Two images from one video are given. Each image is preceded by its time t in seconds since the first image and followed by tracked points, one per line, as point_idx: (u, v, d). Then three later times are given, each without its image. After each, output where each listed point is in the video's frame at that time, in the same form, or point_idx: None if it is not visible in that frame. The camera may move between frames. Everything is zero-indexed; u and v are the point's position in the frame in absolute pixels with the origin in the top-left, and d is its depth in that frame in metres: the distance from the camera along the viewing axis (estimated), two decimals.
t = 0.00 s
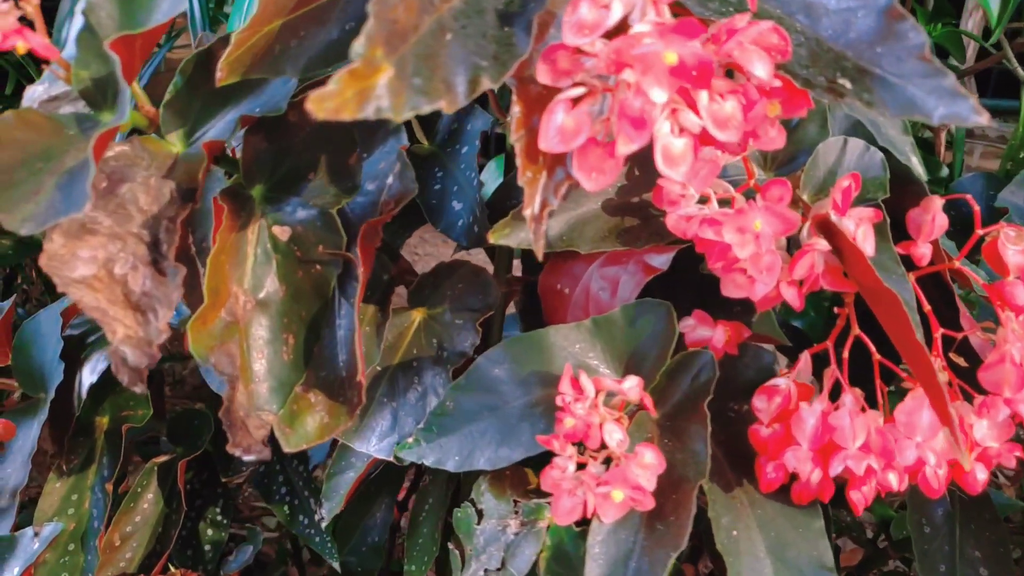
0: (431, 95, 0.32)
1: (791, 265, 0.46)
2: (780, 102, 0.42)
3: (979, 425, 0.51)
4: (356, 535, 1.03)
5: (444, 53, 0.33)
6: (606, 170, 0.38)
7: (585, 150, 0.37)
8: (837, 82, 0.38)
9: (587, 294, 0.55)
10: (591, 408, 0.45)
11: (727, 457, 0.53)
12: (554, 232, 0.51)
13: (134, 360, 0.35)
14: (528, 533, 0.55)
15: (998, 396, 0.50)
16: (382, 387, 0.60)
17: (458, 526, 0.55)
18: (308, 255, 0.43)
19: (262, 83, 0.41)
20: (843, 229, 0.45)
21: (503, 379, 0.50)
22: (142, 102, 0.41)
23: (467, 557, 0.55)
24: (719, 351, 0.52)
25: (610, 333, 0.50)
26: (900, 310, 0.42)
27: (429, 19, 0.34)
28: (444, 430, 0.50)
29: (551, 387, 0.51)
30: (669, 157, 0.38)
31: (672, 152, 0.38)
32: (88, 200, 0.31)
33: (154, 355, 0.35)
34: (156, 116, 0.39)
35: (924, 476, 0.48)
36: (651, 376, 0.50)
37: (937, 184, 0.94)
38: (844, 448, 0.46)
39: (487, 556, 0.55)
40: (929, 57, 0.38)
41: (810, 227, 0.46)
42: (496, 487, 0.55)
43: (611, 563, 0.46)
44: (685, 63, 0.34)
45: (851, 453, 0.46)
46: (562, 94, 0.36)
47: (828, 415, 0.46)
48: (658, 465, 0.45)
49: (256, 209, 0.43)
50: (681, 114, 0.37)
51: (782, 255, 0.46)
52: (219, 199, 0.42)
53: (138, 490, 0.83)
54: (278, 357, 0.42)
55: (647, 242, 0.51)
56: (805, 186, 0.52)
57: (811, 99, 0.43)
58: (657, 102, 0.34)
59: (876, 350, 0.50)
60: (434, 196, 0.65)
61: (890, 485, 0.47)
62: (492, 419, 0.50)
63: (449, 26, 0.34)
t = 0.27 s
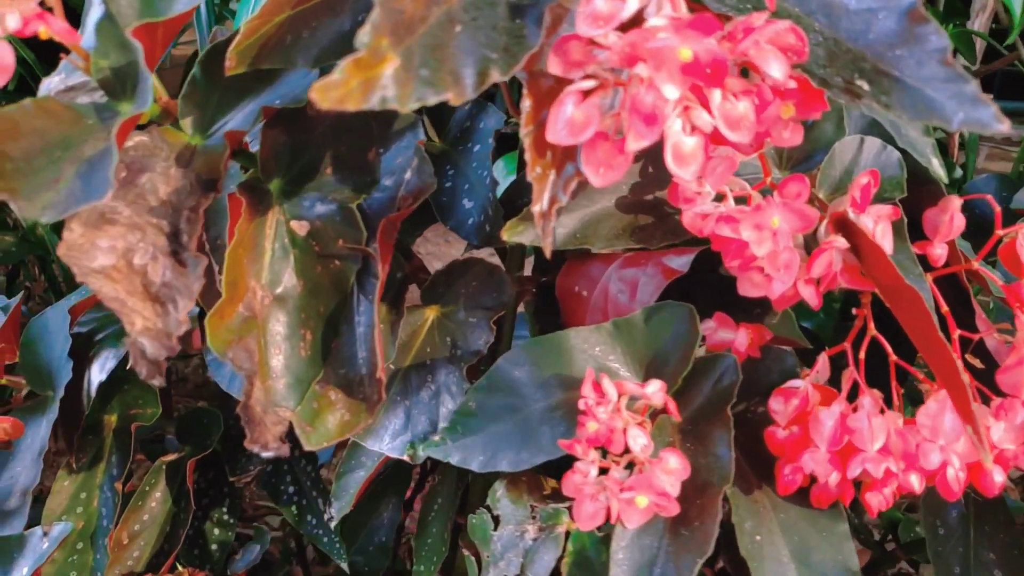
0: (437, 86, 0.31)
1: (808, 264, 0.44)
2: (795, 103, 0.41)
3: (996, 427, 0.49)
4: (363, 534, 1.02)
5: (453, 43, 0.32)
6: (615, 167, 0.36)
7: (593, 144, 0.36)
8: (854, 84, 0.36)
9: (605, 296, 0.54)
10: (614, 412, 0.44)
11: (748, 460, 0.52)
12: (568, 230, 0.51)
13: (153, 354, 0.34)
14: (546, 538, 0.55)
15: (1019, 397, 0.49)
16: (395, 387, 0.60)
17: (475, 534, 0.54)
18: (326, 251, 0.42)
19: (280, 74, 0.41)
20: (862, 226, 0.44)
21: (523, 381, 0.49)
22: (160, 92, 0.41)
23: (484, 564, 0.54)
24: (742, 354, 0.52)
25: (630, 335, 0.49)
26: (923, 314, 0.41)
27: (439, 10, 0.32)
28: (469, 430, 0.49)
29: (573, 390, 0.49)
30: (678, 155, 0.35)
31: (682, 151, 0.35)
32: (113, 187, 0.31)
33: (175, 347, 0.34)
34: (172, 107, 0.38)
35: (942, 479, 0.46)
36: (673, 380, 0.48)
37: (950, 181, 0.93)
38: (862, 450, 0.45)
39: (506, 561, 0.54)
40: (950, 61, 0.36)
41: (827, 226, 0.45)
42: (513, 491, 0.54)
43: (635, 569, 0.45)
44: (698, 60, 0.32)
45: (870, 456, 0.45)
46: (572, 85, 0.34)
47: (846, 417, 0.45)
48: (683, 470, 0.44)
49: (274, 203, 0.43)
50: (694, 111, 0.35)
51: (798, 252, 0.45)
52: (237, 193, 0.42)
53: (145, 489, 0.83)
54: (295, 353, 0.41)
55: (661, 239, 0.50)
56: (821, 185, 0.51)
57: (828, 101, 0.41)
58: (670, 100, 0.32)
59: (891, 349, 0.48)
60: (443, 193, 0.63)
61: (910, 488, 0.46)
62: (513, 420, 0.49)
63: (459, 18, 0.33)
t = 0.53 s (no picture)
0: (452, 80, 0.30)
1: (827, 262, 0.43)
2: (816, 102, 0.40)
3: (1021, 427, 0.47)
4: (370, 532, 1.02)
5: (470, 36, 0.31)
6: (632, 163, 0.34)
7: (610, 138, 0.34)
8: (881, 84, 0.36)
9: (622, 296, 0.54)
10: (637, 416, 0.44)
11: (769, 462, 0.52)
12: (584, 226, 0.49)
13: (178, 353, 0.34)
14: (565, 542, 0.54)
15: None
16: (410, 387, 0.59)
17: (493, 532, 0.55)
18: (348, 247, 0.42)
19: (299, 69, 0.41)
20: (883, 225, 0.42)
21: (543, 382, 0.49)
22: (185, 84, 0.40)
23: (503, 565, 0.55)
24: (765, 357, 0.51)
25: (652, 336, 0.48)
26: (950, 314, 0.40)
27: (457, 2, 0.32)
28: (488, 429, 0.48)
29: (593, 391, 0.49)
30: (696, 152, 0.34)
31: (700, 148, 0.34)
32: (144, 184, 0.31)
33: (200, 344, 0.34)
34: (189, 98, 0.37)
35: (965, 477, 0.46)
36: (695, 383, 0.48)
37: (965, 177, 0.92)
38: (886, 449, 0.44)
39: (524, 564, 0.55)
40: (975, 58, 0.34)
41: (847, 223, 0.43)
42: (531, 493, 0.54)
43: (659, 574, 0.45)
44: (721, 56, 0.31)
45: (894, 455, 0.44)
46: (590, 77, 0.32)
47: (869, 417, 0.45)
48: (707, 475, 0.43)
49: (292, 197, 0.42)
50: (713, 108, 0.34)
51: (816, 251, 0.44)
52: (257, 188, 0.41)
53: (154, 486, 0.82)
54: (315, 350, 0.41)
55: (679, 237, 0.49)
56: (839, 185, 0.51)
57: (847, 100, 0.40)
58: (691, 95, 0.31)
59: (910, 346, 0.47)
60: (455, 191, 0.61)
61: (935, 488, 0.45)
62: (533, 419, 0.49)
63: (476, 10, 0.32)
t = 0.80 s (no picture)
0: (480, 72, 0.30)
1: (853, 260, 0.42)
2: (846, 97, 0.39)
3: None
4: (377, 531, 1.01)
5: (498, 27, 0.31)
6: (658, 158, 0.34)
7: (637, 133, 0.33)
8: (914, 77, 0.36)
9: (639, 295, 0.54)
10: (659, 418, 0.44)
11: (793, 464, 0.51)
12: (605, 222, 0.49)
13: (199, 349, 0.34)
14: (586, 543, 0.54)
15: None
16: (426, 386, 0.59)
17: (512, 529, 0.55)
18: (370, 246, 0.42)
19: (321, 62, 0.40)
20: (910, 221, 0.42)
21: (560, 383, 0.49)
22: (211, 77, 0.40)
23: (523, 563, 0.55)
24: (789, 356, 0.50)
25: (671, 337, 0.49)
26: (982, 309, 0.40)
27: None
28: (503, 431, 0.49)
29: (611, 392, 0.49)
30: (724, 148, 0.33)
31: (727, 144, 0.33)
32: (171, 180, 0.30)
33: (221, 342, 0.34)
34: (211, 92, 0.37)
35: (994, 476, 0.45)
36: (718, 384, 0.48)
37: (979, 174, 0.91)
38: (915, 448, 0.43)
39: (545, 564, 0.55)
40: (1015, 55, 0.35)
41: (872, 220, 0.43)
42: (551, 492, 0.54)
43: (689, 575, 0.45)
44: (748, 51, 0.30)
45: (924, 454, 0.43)
46: (617, 72, 0.32)
47: (897, 414, 0.44)
48: (732, 474, 0.44)
49: (312, 193, 0.42)
50: (741, 103, 0.33)
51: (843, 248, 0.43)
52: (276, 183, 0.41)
53: (163, 483, 0.83)
54: (337, 347, 0.41)
55: (702, 233, 0.48)
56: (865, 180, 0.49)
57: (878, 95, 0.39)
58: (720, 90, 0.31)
59: (936, 343, 0.47)
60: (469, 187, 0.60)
61: (964, 487, 0.44)
62: (548, 422, 0.49)
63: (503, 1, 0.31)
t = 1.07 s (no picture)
0: (525, 60, 0.29)
1: (892, 253, 0.41)
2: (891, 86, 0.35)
3: None
4: (388, 526, 1.01)
5: (539, 14, 0.30)
6: (703, 148, 0.33)
7: (681, 124, 0.32)
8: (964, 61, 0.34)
9: (661, 290, 0.54)
10: (692, 412, 0.44)
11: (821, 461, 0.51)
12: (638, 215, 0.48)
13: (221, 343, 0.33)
14: (612, 540, 0.54)
15: None
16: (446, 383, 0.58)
17: (533, 525, 0.56)
18: (387, 241, 0.42)
19: (345, 52, 0.39)
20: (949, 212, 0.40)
21: (587, 381, 0.49)
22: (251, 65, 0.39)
23: (545, 559, 0.55)
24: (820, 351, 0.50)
25: (701, 335, 0.49)
26: None
27: None
28: (531, 433, 0.50)
29: (639, 389, 0.50)
30: (771, 137, 0.32)
31: (774, 133, 0.32)
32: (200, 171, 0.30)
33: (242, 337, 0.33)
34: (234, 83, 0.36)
35: None
36: (748, 376, 0.47)
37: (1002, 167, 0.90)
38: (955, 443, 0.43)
39: (569, 560, 0.55)
40: None
41: (910, 213, 0.41)
42: (574, 489, 0.55)
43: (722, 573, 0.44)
44: (800, 36, 0.30)
45: (964, 449, 0.43)
46: (661, 62, 0.30)
47: (936, 409, 0.43)
48: (767, 470, 0.43)
49: (333, 188, 0.42)
50: (788, 90, 0.31)
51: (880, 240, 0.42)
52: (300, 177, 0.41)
53: (176, 476, 0.83)
54: (357, 344, 0.41)
55: (734, 225, 0.48)
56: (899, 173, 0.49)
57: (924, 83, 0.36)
58: (770, 79, 0.30)
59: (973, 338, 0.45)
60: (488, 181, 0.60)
61: (1003, 483, 0.44)
62: (574, 423, 0.49)
63: None
